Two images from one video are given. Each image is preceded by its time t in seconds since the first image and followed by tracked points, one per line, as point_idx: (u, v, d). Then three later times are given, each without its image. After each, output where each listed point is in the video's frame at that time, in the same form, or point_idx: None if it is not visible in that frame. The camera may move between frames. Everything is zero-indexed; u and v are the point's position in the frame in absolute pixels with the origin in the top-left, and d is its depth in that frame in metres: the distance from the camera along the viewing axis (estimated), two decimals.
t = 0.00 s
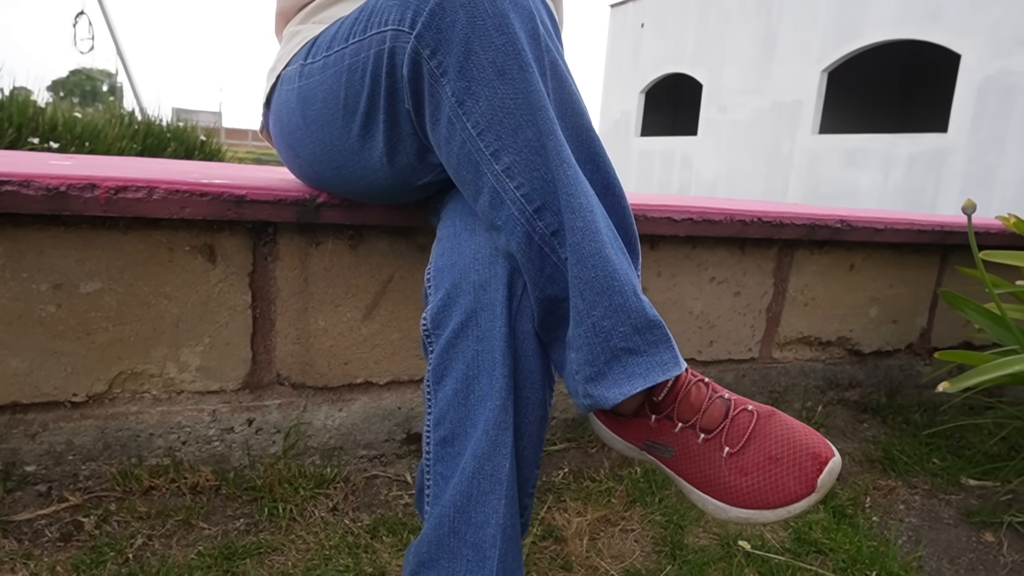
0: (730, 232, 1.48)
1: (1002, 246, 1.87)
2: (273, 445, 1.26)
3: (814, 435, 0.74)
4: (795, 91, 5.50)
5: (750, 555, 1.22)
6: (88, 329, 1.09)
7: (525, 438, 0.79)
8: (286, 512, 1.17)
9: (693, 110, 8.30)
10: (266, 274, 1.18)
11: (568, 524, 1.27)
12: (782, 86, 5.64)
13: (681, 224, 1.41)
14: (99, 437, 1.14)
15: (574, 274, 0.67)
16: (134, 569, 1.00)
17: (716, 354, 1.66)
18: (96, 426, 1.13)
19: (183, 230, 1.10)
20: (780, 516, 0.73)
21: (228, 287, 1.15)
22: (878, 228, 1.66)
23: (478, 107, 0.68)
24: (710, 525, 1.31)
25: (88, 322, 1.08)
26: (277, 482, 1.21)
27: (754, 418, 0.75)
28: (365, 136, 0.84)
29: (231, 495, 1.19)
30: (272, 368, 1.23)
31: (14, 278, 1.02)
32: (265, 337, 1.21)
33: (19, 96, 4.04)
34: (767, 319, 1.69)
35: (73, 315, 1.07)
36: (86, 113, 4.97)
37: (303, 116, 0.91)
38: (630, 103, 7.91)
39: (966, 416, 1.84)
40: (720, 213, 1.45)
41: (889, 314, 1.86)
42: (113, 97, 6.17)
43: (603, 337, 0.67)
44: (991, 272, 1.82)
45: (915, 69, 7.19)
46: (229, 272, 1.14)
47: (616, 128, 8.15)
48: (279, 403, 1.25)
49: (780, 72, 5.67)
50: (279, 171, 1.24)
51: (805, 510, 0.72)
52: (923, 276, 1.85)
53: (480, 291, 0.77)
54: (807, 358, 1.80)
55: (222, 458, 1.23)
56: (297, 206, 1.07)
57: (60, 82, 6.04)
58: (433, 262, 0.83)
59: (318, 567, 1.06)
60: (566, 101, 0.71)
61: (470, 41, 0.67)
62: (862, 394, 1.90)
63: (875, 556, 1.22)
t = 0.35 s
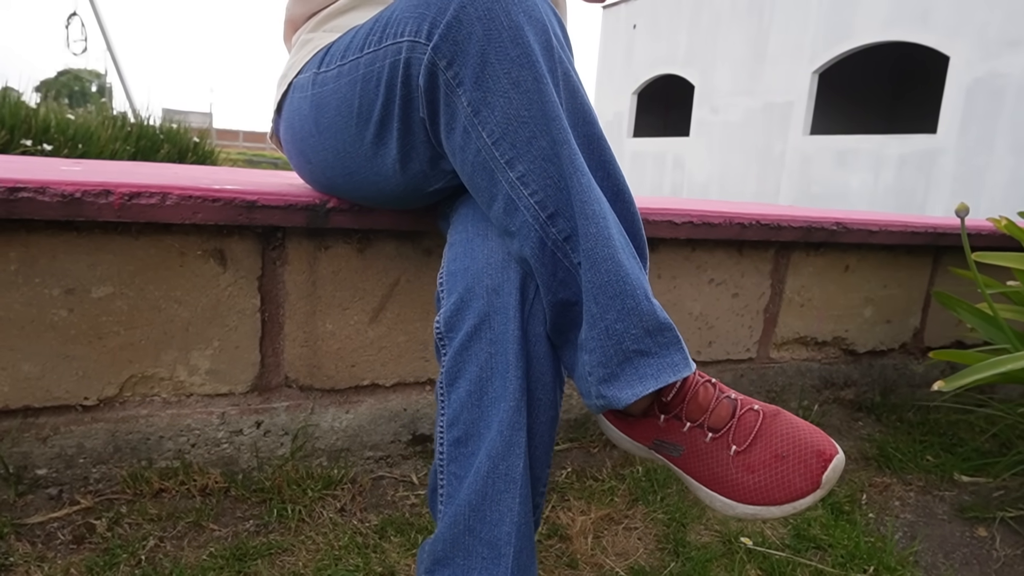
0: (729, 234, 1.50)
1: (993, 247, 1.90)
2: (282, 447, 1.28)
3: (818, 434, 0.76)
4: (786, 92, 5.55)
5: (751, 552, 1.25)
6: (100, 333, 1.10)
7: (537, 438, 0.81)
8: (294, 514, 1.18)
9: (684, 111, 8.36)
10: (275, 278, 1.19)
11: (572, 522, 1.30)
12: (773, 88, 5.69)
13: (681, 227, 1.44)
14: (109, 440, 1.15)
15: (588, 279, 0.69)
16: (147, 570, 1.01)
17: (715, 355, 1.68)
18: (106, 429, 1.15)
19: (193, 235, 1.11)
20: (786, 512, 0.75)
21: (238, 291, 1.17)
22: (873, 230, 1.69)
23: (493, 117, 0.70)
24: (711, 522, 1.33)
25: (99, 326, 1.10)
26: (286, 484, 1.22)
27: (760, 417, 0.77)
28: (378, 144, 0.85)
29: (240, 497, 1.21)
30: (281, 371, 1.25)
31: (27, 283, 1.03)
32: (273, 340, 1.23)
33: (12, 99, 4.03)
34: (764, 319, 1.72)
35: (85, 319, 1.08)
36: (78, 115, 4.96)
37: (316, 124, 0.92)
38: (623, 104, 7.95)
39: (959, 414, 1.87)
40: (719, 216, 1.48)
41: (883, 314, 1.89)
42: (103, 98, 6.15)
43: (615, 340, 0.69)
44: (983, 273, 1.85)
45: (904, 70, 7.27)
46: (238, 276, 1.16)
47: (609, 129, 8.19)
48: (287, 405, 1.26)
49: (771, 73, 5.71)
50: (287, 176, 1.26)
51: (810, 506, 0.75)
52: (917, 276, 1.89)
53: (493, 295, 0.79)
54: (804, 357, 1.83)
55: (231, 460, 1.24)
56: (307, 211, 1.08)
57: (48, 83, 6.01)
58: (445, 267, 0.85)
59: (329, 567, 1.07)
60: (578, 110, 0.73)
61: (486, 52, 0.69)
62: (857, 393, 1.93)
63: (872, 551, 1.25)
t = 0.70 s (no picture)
0: (727, 234, 1.52)
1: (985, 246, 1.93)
2: (285, 448, 1.28)
3: (822, 429, 0.78)
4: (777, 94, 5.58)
5: (751, 548, 1.26)
6: (105, 335, 1.10)
7: (544, 435, 0.83)
8: (298, 514, 1.19)
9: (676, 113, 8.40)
10: (278, 280, 1.20)
11: (574, 521, 1.31)
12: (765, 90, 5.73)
13: (679, 227, 1.45)
14: (114, 442, 1.15)
15: (596, 278, 0.70)
16: (154, 571, 1.01)
17: (712, 354, 1.70)
18: (111, 431, 1.15)
19: (197, 237, 1.12)
20: (791, 506, 0.76)
21: (242, 293, 1.17)
22: (868, 230, 1.72)
23: (502, 119, 0.72)
24: (712, 519, 1.35)
25: (104, 328, 1.10)
26: (290, 485, 1.23)
27: (765, 413, 0.78)
28: (385, 146, 0.86)
29: (244, 498, 1.21)
30: (284, 372, 1.26)
31: (32, 286, 1.04)
32: (277, 341, 1.23)
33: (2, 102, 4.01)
34: (761, 319, 1.74)
35: (90, 322, 1.09)
36: (69, 117, 4.94)
37: (322, 126, 0.93)
38: (615, 106, 7.99)
39: (952, 411, 1.89)
40: (717, 216, 1.50)
41: (878, 313, 1.91)
42: (93, 101, 6.13)
43: (623, 337, 0.70)
44: (976, 271, 1.88)
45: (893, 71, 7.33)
46: (242, 278, 1.17)
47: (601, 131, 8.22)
48: (290, 406, 1.27)
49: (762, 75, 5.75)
50: (289, 178, 1.27)
51: (815, 500, 0.76)
52: (910, 275, 1.91)
53: (501, 295, 0.80)
54: (800, 356, 1.85)
55: (235, 461, 1.24)
56: (312, 213, 1.09)
57: (37, 86, 5.98)
58: (452, 267, 0.86)
59: (334, 568, 1.07)
60: (585, 112, 0.75)
61: (495, 56, 0.71)
62: (853, 391, 1.95)
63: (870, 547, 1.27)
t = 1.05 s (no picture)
0: (726, 234, 1.55)
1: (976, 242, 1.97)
2: (296, 450, 1.30)
3: (827, 423, 0.81)
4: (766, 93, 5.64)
5: (755, 541, 1.29)
6: (118, 341, 1.12)
7: (557, 434, 0.85)
8: (311, 515, 1.20)
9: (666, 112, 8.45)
10: (288, 284, 1.22)
11: (581, 518, 1.33)
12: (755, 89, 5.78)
13: (680, 228, 1.48)
14: (127, 447, 1.17)
15: (610, 280, 0.73)
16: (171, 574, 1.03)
17: (712, 352, 1.73)
18: (124, 436, 1.16)
19: (208, 243, 1.13)
20: (799, 498, 0.79)
21: (252, 297, 1.19)
22: (863, 228, 1.75)
23: (517, 127, 0.74)
24: (715, 514, 1.38)
25: (117, 334, 1.11)
26: (301, 486, 1.24)
27: (772, 409, 0.81)
28: (398, 153, 0.88)
29: (256, 500, 1.22)
30: (294, 375, 1.27)
31: (46, 293, 1.05)
32: (287, 345, 1.25)
33: None
34: (759, 316, 1.77)
35: (103, 328, 1.10)
36: (59, 122, 4.91)
37: (335, 134, 0.95)
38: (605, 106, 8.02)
39: (946, 405, 1.93)
40: (717, 217, 1.53)
41: (873, 309, 1.95)
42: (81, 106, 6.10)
43: (637, 337, 0.73)
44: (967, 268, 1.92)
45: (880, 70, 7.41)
46: (253, 283, 1.18)
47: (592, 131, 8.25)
48: (300, 409, 1.28)
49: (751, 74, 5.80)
50: (297, 184, 1.28)
51: (822, 492, 0.79)
52: (903, 272, 1.95)
53: (515, 297, 0.82)
54: (797, 353, 1.88)
55: (246, 463, 1.26)
56: (322, 219, 1.11)
57: (25, 91, 5.94)
58: (464, 271, 0.88)
59: (349, 568, 1.09)
60: (596, 119, 0.78)
61: (510, 67, 0.73)
62: (849, 386, 1.99)
63: (870, 539, 1.30)
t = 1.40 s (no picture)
0: (720, 228, 1.58)
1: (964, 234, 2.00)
2: (300, 447, 1.31)
3: (824, 407, 0.83)
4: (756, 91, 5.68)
5: (753, 529, 1.32)
6: (124, 341, 1.13)
7: (562, 422, 0.87)
8: (317, 510, 1.22)
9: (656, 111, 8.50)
10: (291, 282, 1.23)
11: (582, 508, 1.35)
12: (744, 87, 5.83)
13: (675, 223, 1.51)
14: (134, 446, 1.18)
15: (613, 271, 0.75)
16: (181, 569, 1.04)
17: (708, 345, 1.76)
18: (131, 435, 1.17)
19: (213, 242, 1.15)
20: (798, 480, 0.82)
21: (256, 296, 1.20)
22: (854, 221, 1.78)
23: (519, 124, 0.76)
24: (713, 503, 1.40)
25: (124, 334, 1.13)
26: (307, 482, 1.26)
27: (770, 394, 0.83)
28: (401, 152, 0.90)
29: (262, 496, 1.24)
30: (298, 373, 1.29)
31: (53, 294, 1.06)
32: (291, 343, 1.26)
33: None
34: (754, 310, 1.79)
35: (110, 328, 1.11)
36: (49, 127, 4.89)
37: (339, 133, 0.97)
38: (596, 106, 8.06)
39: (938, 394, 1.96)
40: (711, 212, 1.55)
41: (865, 301, 1.98)
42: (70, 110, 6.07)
43: (640, 326, 0.75)
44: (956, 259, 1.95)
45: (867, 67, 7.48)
46: (257, 282, 1.20)
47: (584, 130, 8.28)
48: (305, 406, 1.30)
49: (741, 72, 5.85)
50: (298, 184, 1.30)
51: (820, 474, 0.81)
52: (894, 264, 1.98)
53: (519, 290, 0.84)
54: (791, 345, 1.91)
55: (252, 460, 1.27)
56: (325, 217, 1.13)
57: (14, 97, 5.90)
58: (468, 266, 0.90)
59: (356, 560, 1.11)
60: (595, 115, 0.80)
61: (512, 65, 0.75)
62: (842, 377, 2.02)
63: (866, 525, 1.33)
